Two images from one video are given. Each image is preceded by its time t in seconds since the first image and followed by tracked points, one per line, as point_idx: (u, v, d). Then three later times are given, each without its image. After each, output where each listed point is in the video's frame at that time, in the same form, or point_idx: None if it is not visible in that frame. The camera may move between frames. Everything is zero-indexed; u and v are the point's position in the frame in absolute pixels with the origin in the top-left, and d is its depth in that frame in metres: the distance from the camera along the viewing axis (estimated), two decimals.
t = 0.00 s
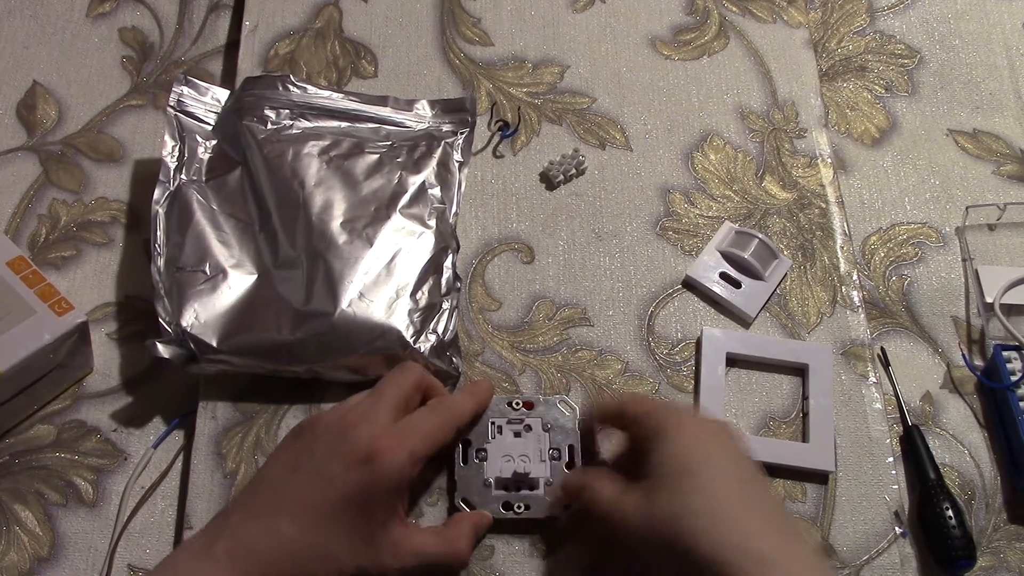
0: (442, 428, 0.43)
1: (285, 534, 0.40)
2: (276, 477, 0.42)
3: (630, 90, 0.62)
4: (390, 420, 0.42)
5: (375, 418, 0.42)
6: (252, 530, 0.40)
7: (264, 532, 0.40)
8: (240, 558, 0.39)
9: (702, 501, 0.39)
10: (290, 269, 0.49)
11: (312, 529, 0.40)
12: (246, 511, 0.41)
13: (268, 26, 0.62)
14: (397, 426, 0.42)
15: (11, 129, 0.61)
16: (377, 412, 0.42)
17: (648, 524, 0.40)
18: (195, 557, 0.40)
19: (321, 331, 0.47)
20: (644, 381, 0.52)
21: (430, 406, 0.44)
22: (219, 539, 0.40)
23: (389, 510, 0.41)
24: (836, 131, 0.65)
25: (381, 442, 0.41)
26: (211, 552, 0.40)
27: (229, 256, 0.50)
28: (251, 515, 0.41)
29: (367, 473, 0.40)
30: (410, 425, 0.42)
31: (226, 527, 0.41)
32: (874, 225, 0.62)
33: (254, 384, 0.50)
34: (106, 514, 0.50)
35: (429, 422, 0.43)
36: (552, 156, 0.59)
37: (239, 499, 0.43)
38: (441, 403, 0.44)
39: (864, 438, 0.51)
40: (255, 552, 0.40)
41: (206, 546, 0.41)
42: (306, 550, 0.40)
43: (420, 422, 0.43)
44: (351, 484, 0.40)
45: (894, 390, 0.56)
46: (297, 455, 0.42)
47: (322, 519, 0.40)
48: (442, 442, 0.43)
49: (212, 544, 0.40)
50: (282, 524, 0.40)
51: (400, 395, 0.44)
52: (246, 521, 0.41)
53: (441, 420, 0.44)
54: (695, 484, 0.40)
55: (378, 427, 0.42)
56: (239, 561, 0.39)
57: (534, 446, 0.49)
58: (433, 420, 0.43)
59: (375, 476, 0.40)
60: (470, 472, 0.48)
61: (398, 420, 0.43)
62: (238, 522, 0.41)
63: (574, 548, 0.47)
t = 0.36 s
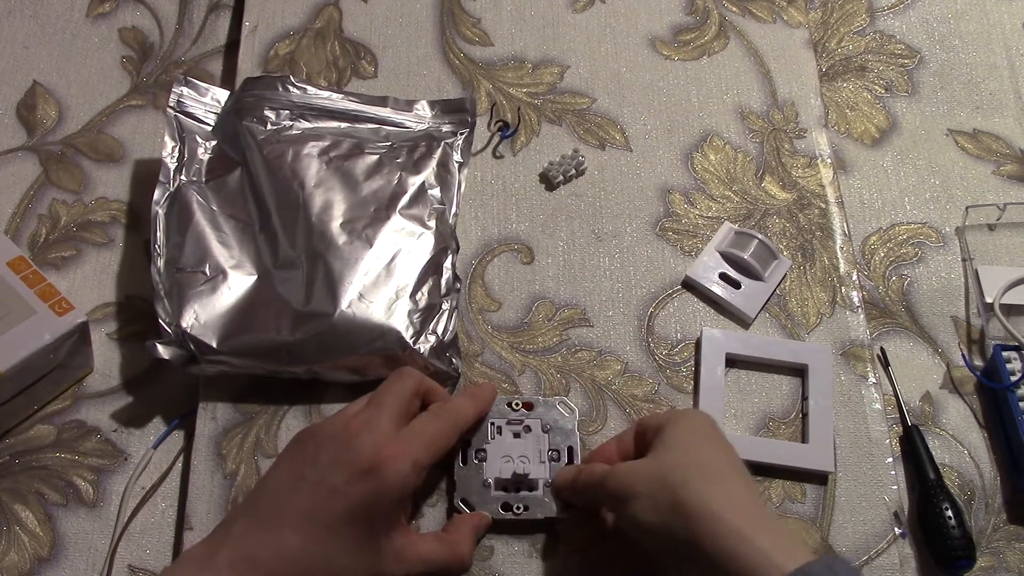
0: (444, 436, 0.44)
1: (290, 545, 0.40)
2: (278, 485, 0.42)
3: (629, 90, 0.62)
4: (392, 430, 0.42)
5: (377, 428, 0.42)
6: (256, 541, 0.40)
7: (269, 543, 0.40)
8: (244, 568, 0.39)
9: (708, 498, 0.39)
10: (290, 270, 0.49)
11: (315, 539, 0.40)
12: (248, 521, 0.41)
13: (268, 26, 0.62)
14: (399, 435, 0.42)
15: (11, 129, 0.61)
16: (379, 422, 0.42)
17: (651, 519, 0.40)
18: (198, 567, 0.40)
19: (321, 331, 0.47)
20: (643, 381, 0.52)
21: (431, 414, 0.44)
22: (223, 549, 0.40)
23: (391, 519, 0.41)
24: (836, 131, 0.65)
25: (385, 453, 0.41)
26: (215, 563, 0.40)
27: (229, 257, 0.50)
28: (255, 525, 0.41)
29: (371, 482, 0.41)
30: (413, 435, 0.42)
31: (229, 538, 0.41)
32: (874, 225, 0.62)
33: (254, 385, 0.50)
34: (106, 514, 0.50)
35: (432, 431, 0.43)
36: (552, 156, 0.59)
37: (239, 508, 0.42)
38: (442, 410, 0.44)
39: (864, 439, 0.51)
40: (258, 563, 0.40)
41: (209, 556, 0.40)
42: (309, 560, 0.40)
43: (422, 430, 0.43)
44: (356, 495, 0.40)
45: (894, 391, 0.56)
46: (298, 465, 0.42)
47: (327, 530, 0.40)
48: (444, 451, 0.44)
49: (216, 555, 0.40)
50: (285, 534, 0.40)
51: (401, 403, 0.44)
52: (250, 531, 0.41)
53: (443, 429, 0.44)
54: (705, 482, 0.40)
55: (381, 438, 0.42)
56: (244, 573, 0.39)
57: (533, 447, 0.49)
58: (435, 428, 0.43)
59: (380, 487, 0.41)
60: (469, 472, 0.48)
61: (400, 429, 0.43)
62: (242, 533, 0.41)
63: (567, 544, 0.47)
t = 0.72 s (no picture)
0: (446, 438, 0.44)
1: (291, 545, 0.40)
2: (279, 486, 0.42)
3: (629, 90, 0.62)
4: (394, 431, 0.43)
5: (379, 429, 0.42)
6: (257, 541, 0.40)
7: (270, 543, 0.40)
8: (244, 568, 0.39)
9: (703, 505, 0.39)
10: (290, 270, 0.49)
11: (317, 540, 0.40)
12: (247, 521, 0.41)
13: (268, 26, 0.62)
14: (401, 436, 0.42)
15: (11, 129, 0.61)
16: (381, 423, 0.42)
17: (648, 527, 0.40)
18: (198, 566, 0.40)
19: (321, 331, 0.47)
20: (643, 381, 0.52)
21: (433, 415, 0.44)
22: (223, 548, 0.40)
23: (393, 521, 0.42)
24: (836, 131, 0.65)
25: (387, 454, 0.41)
26: (215, 562, 0.40)
27: (229, 257, 0.50)
28: (255, 525, 0.41)
29: (373, 484, 0.41)
30: (415, 436, 0.43)
31: (228, 537, 0.41)
32: (874, 225, 0.62)
33: (254, 384, 0.50)
34: (106, 514, 0.50)
35: (434, 433, 0.43)
36: (552, 156, 0.59)
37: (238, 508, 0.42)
38: (445, 411, 0.44)
39: (864, 439, 0.51)
40: (258, 563, 0.39)
41: (208, 555, 0.40)
42: (311, 561, 0.40)
43: (424, 432, 0.43)
44: (357, 496, 0.40)
45: (893, 391, 0.56)
46: (299, 465, 0.42)
47: (328, 531, 0.40)
48: (445, 453, 0.44)
49: (215, 554, 0.40)
50: (286, 535, 0.40)
51: (403, 405, 0.44)
52: (250, 531, 0.40)
53: (445, 430, 0.44)
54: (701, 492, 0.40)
55: (383, 439, 0.42)
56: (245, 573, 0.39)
57: (533, 447, 0.49)
58: (438, 430, 0.43)
59: (382, 488, 0.41)
60: (469, 471, 0.48)
61: (402, 430, 0.43)
62: (241, 532, 0.41)
63: (566, 542, 0.47)
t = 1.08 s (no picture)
0: (445, 431, 0.43)
1: (288, 535, 0.40)
2: (277, 478, 0.41)
3: (629, 90, 0.62)
4: (392, 422, 0.42)
5: (377, 420, 0.42)
6: (254, 532, 0.40)
7: (268, 534, 0.40)
8: (244, 560, 0.39)
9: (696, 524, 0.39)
10: (291, 269, 0.49)
11: (315, 532, 0.40)
12: (246, 512, 0.41)
13: (268, 26, 0.62)
14: (400, 427, 0.42)
15: (11, 129, 0.61)
16: (379, 414, 0.42)
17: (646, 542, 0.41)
18: (196, 558, 0.40)
19: (321, 330, 0.47)
20: (644, 380, 0.52)
21: (434, 410, 0.44)
22: (222, 540, 0.40)
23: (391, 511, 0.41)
24: (836, 131, 0.65)
25: (384, 443, 0.41)
26: (213, 554, 0.40)
27: (229, 256, 0.50)
28: (252, 516, 0.41)
29: (371, 474, 0.40)
30: (413, 427, 0.42)
31: (228, 529, 0.41)
32: (874, 225, 0.62)
33: (254, 384, 0.50)
34: (106, 514, 0.50)
35: (433, 425, 0.43)
36: (552, 155, 0.59)
37: (236, 501, 0.42)
38: (446, 407, 0.44)
39: (864, 438, 0.51)
40: (258, 555, 0.39)
41: (208, 547, 0.40)
42: (310, 552, 0.40)
43: (422, 422, 0.43)
44: (354, 485, 0.40)
45: (894, 391, 0.56)
46: (297, 457, 0.42)
47: (325, 521, 0.40)
48: (444, 446, 0.43)
49: (214, 546, 0.40)
50: (285, 527, 0.40)
51: (402, 397, 0.44)
52: (249, 524, 0.40)
53: (445, 424, 0.43)
54: (703, 504, 0.40)
55: (381, 429, 0.42)
56: (246, 565, 0.39)
57: (534, 446, 0.49)
58: (437, 423, 0.43)
59: (379, 477, 0.40)
60: (470, 471, 0.48)
61: (400, 422, 0.43)
62: (240, 524, 0.41)
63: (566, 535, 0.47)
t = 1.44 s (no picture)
0: (447, 435, 0.43)
1: (288, 538, 0.40)
2: (277, 481, 0.41)
3: (629, 90, 0.62)
4: (394, 426, 0.42)
5: (379, 424, 0.42)
6: (253, 533, 0.40)
7: (267, 536, 0.40)
8: (242, 561, 0.39)
9: None
10: (291, 268, 0.49)
11: (315, 533, 0.40)
12: (245, 513, 0.41)
13: (268, 25, 0.62)
14: (401, 431, 0.42)
15: (11, 129, 0.61)
16: (381, 417, 0.42)
17: None
18: (195, 558, 0.40)
19: (321, 329, 0.47)
20: (644, 380, 0.52)
21: (436, 415, 0.44)
22: (221, 541, 0.40)
23: (392, 514, 0.41)
24: (836, 132, 0.65)
25: (385, 447, 0.41)
26: (212, 554, 0.39)
27: (229, 255, 0.49)
28: (252, 518, 0.40)
29: (372, 478, 0.40)
30: (415, 432, 0.42)
31: (227, 531, 0.40)
32: (874, 225, 0.62)
33: (254, 383, 0.50)
34: (106, 514, 0.49)
35: (435, 430, 0.43)
36: (552, 155, 0.59)
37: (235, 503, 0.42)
38: (448, 412, 0.44)
39: (865, 438, 0.51)
40: (257, 556, 0.39)
41: (207, 548, 0.40)
42: (310, 554, 0.39)
43: (425, 427, 0.43)
44: (355, 489, 0.40)
45: (894, 390, 0.56)
46: (298, 459, 0.42)
47: (325, 524, 0.40)
48: (445, 450, 0.43)
49: (213, 547, 0.40)
50: (285, 528, 0.40)
51: (404, 400, 0.44)
52: (249, 525, 0.40)
53: (446, 428, 0.43)
54: None
55: (382, 433, 0.42)
56: (245, 566, 0.39)
57: (535, 445, 0.49)
58: (439, 428, 0.43)
59: (380, 481, 0.40)
60: (470, 470, 0.48)
61: (402, 426, 0.43)
62: (239, 525, 0.40)
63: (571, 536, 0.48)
